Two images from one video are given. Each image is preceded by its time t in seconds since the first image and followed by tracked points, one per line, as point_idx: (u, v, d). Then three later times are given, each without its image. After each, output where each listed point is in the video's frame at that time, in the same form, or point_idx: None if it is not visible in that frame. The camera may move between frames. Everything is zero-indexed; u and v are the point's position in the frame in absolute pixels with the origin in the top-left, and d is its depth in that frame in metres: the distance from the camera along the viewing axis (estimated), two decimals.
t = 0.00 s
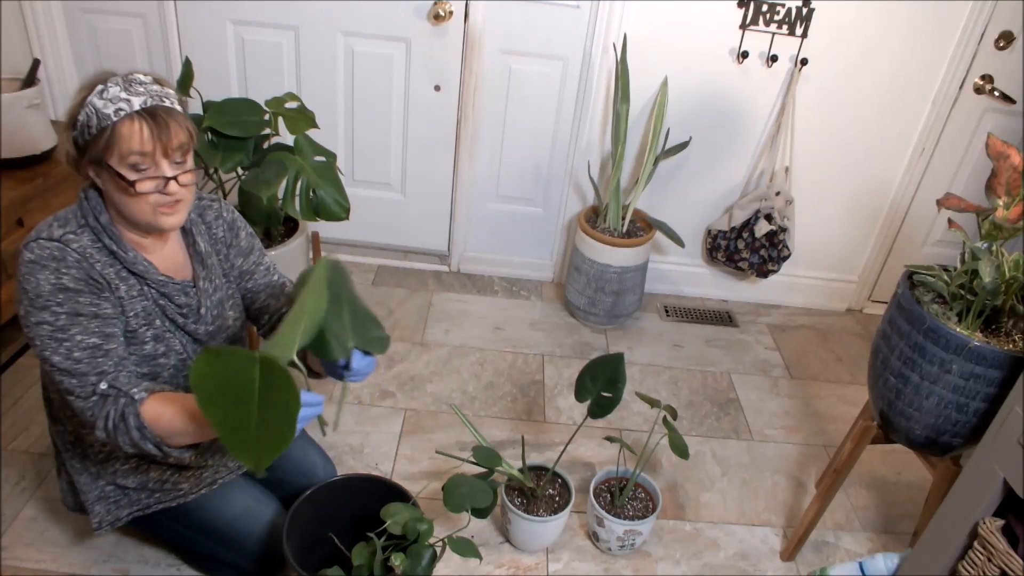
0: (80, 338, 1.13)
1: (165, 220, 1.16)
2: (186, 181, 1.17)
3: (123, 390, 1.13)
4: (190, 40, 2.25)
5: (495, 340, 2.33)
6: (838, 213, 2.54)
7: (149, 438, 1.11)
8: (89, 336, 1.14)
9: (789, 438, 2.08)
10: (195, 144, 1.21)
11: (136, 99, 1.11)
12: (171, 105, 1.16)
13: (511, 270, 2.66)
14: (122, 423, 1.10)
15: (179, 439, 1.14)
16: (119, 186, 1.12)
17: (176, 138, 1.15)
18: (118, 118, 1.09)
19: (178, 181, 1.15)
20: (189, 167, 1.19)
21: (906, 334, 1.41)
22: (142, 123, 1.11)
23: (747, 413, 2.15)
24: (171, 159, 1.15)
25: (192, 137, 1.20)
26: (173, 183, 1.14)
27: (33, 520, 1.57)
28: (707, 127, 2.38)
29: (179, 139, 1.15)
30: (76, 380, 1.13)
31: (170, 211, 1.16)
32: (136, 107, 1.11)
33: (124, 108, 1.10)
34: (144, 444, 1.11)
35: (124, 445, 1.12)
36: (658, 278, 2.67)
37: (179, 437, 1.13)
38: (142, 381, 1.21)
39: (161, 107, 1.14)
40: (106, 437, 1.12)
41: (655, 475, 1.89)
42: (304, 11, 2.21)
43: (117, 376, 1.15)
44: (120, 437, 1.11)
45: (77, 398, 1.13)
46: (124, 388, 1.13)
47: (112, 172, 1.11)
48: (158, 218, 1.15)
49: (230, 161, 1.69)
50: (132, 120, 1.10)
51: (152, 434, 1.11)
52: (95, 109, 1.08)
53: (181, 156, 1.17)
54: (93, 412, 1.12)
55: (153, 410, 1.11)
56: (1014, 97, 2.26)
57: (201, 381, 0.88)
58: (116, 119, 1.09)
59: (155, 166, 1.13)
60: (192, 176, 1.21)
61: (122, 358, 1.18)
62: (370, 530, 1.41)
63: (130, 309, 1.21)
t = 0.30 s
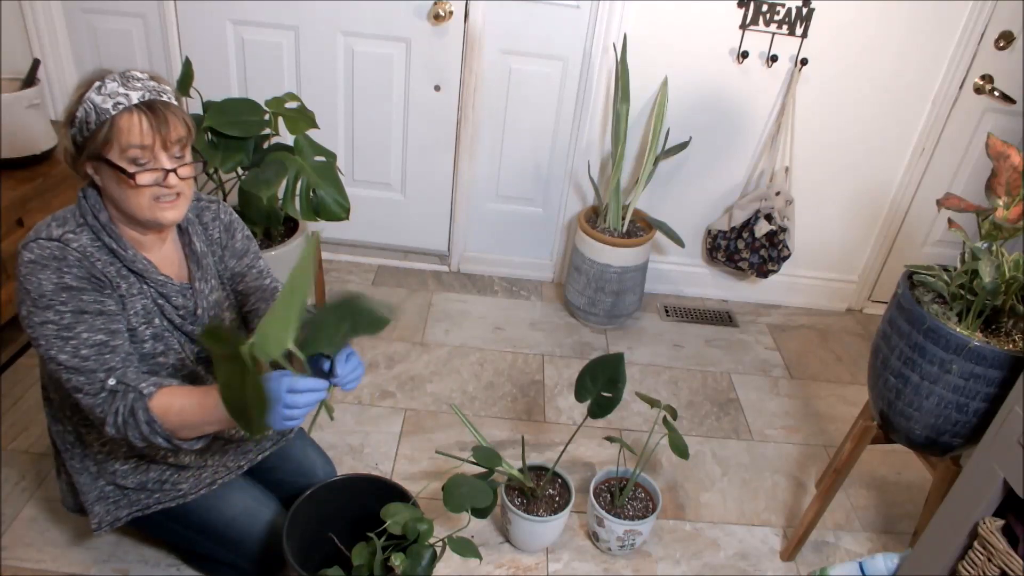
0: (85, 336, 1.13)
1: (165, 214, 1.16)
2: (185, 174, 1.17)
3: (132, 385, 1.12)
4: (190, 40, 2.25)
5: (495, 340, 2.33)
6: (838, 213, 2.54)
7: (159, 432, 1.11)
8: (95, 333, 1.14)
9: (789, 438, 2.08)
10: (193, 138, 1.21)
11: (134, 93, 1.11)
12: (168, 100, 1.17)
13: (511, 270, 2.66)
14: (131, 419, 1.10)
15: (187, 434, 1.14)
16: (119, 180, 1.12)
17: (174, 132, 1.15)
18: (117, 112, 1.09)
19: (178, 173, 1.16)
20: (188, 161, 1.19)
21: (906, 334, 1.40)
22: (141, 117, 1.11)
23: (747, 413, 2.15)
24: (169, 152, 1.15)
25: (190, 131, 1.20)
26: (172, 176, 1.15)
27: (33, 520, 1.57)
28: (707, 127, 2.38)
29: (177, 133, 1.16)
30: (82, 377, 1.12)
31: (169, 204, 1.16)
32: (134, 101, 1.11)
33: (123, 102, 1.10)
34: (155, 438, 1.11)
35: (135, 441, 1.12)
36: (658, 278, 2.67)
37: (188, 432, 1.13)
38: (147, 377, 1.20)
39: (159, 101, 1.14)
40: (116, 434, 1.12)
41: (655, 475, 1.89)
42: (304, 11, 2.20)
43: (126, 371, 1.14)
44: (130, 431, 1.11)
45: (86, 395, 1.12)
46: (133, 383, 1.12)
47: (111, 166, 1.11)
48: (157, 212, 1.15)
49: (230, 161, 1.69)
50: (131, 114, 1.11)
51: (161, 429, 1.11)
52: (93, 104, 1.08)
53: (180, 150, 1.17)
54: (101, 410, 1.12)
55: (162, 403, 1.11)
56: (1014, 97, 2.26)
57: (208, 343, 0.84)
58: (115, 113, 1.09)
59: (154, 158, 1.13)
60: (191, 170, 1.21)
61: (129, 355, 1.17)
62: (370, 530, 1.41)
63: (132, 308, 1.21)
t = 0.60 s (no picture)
0: (74, 338, 1.12)
1: (171, 214, 1.16)
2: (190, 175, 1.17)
3: (102, 390, 1.07)
4: (190, 40, 2.25)
5: (495, 340, 2.33)
6: (838, 213, 2.54)
7: (128, 439, 1.04)
8: (79, 337, 1.12)
9: (789, 438, 2.08)
10: (198, 139, 1.21)
11: (139, 93, 1.11)
12: (172, 101, 1.17)
13: (510, 270, 2.66)
14: (100, 427, 1.04)
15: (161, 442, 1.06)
16: (125, 180, 1.12)
17: (180, 132, 1.15)
18: (123, 113, 1.09)
19: (183, 174, 1.15)
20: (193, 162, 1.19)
21: (906, 334, 1.41)
22: (147, 117, 1.11)
23: (747, 413, 2.15)
24: (175, 153, 1.15)
25: (195, 132, 1.20)
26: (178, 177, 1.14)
27: (33, 520, 1.57)
28: (707, 127, 2.38)
29: (183, 133, 1.15)
30: (60, 381, 1.09)
31: (176, 206, 1.16)
32: (139, 101, 1.11)
33: (128, 103, 1.10)
34: (123, 445, 1.04)
35: (106, 447, 1.05)
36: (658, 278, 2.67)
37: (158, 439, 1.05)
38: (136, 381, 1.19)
39: (164, 102, 1.14)
40: (88, 439, 1.06)
41: (655, 475, 1.89)
42: (304, 11, 2.20)
43: (98, 377, 1.09)
44: (99, 438, 1.05)
45: (62, 400, 1.09)
46: (102, 387, 1.07)
47: (118, 167, 1.11)
48: (163, 212, 1.15)
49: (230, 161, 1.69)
50: (138, 114, 1.11)
51: (131, 435, 1.04)
52: (98, 105, 1.08)
53: (186, 151, 1.17)
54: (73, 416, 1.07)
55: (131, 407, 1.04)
56: (1014, 97, 2.26)
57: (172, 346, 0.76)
58: (120, 114, 1.09)
59: (161, 159, 1.13)
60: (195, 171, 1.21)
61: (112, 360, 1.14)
62: (370, 530, 1.41)
63: (126, 310, 1.22)
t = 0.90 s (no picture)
0: (81, 339, 1.12)
1: (169, 217, 1.16)
2: (189, 178, 1.17)
3: (122, 387, 1.10)
4: (190, 40, 2.25)
5: (495, 340, 2.33)
6: (838, 213, 2.54)
7: (149, 434, 1.10)
8: (89, 336, 1.13)
9: (789, 438, 2.08)
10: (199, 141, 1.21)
11: (141, 95, 1.11)
12: (174, 103, 1.17)
13: (511, 270, 2.66)
14: (121, 423, 1.09)
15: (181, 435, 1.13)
16: (125, 182, 1.12)
17: (181, 135, 1.15)
18: (123, 114, 1.09)
19: (183, 177, 1.16)
20: (193, 165, 1.19)
21: (906, 334, 1.40)
22: (148, 120, 1.11)
23: (747, 413, 2.15)
24: (175, 156, 1.15)
25: (195, 134, 1.20)
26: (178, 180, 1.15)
27: (33, 520, 1.57)
28: (707, 127, 2.38)
29: (183, 136, 1.16)
30: (75, 381, 1.11)
31: (175, 207, 1.16)
32: (141, 103, 1.11)
33: (130, 105, 1.10)
34: (145, 440, 1.10)
35: (125, 442, 1.11)
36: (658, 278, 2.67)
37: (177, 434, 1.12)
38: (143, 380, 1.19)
39: (165, 104, 1.14)
40: (107, 435, 1.11)
41: (655, 475, 1.89)
42: (304, 11, 2.21)
43: (116, 374, 1.12)
44: (121, 434, 1.10)
45: (78, 399, 1.11)
46: (122, 384, 1.11)
47: (117, 168, 1.11)
48: (162, 215, 1.15)
49: (230, 161, 1.69)
50: (138, 116, 1.11)
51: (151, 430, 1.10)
52: (99, 106, 1.08)
53: (185, 153, 1.17)
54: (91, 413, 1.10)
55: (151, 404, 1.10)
56: (1014, 97, 2.26)
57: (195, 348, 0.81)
58: (121, 116, 1.09)
59: (160, 162, 1.14)
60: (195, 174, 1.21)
61: (123, 359, 1.15)
62: (370, 530, 1.41)
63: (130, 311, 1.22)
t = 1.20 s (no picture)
0: (87, 341, 1.12)
1: (172, 219, 1.16)
2: (192, 180, 1.17)
3: (129, 393, 1.10)
4: (190, 40, 2.25)
5: (495, 340, 2.33)
6: (838, 213, 2.54)
7: (157, 439, 1.09)
8: (96, 338, 1.13)
9: (789, 438, 2.08)
10: (200, 142, 1.21)
11: (142, 97, 1.11)
12: (175, 104, 1.17)
13: (511, 271, 2.66)
14: (128, 426, 1.09)
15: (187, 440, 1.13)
16: (127, 185, 1.11)
17: (182, 136, 1.15)
18: (125, 117, 1.09)
19: (185, 179, 1.16)
20: (195, 166, 1.19)
21: (906, 334, 1.41)
22: (149, 122, 1.11)
23: (747, 413, 2.15)
24: (177, 157, 1.15)
25: (196, 135, 1.20)
26: (181, 181, 1.15)
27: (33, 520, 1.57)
28: (706, 128, 2.38)
29: (185, 137, 1.16)
30: (82, 382, 1.11)
31: (177, 209, 1.16)
32: (142, 105, 1.11)
33: (131, 107, 1.10)
34: (154, 446, 1.09)
35: (134, 446, 1.10)
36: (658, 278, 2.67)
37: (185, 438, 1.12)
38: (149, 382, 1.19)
39: (166, 105, 1.14)
40: (115, 440, 1.11)
41: (655, 475, 1.89)
42: (303, 11, 2.20)
43: (122, 377, 1.12)
44: (129, 438, 1.09)
45: (85, 402, 1.12)
46: (128, 390, 1.10)
47: (119, 171, 1.11)
48: (164, 216, 1.16)
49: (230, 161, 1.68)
50: (140, 118, 1.11)
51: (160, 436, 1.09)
52: (100, 109, 1.08)
53: (187, 155, 1.17)
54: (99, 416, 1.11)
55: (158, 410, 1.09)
56: (1014, 97, 2.26)
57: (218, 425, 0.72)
58: (123, 118, 1.09)
59: (163, 164, 1.14)
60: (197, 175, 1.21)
61: (130, 360, 1.15)
62: (370, 530, 1.41)
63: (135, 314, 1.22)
